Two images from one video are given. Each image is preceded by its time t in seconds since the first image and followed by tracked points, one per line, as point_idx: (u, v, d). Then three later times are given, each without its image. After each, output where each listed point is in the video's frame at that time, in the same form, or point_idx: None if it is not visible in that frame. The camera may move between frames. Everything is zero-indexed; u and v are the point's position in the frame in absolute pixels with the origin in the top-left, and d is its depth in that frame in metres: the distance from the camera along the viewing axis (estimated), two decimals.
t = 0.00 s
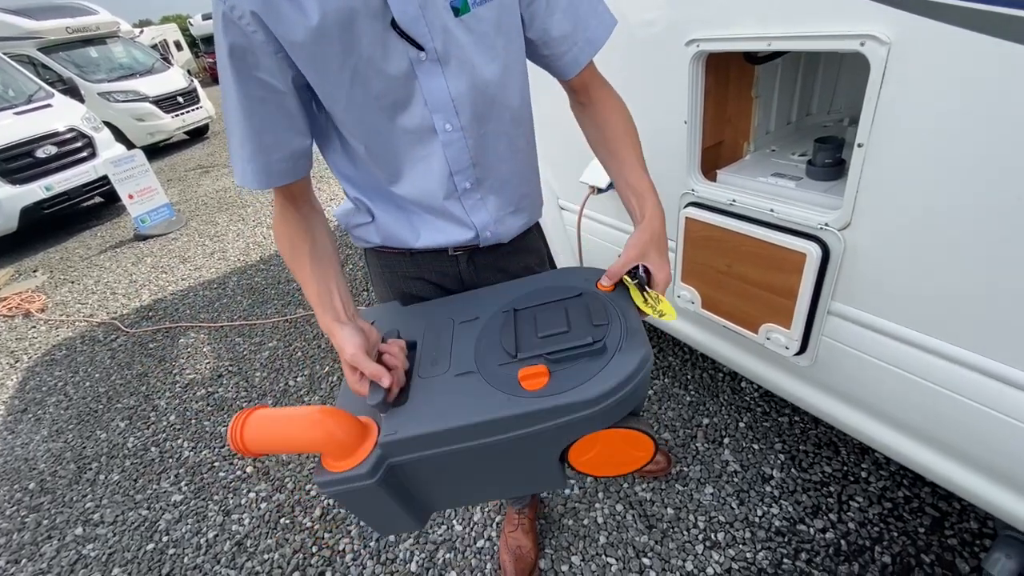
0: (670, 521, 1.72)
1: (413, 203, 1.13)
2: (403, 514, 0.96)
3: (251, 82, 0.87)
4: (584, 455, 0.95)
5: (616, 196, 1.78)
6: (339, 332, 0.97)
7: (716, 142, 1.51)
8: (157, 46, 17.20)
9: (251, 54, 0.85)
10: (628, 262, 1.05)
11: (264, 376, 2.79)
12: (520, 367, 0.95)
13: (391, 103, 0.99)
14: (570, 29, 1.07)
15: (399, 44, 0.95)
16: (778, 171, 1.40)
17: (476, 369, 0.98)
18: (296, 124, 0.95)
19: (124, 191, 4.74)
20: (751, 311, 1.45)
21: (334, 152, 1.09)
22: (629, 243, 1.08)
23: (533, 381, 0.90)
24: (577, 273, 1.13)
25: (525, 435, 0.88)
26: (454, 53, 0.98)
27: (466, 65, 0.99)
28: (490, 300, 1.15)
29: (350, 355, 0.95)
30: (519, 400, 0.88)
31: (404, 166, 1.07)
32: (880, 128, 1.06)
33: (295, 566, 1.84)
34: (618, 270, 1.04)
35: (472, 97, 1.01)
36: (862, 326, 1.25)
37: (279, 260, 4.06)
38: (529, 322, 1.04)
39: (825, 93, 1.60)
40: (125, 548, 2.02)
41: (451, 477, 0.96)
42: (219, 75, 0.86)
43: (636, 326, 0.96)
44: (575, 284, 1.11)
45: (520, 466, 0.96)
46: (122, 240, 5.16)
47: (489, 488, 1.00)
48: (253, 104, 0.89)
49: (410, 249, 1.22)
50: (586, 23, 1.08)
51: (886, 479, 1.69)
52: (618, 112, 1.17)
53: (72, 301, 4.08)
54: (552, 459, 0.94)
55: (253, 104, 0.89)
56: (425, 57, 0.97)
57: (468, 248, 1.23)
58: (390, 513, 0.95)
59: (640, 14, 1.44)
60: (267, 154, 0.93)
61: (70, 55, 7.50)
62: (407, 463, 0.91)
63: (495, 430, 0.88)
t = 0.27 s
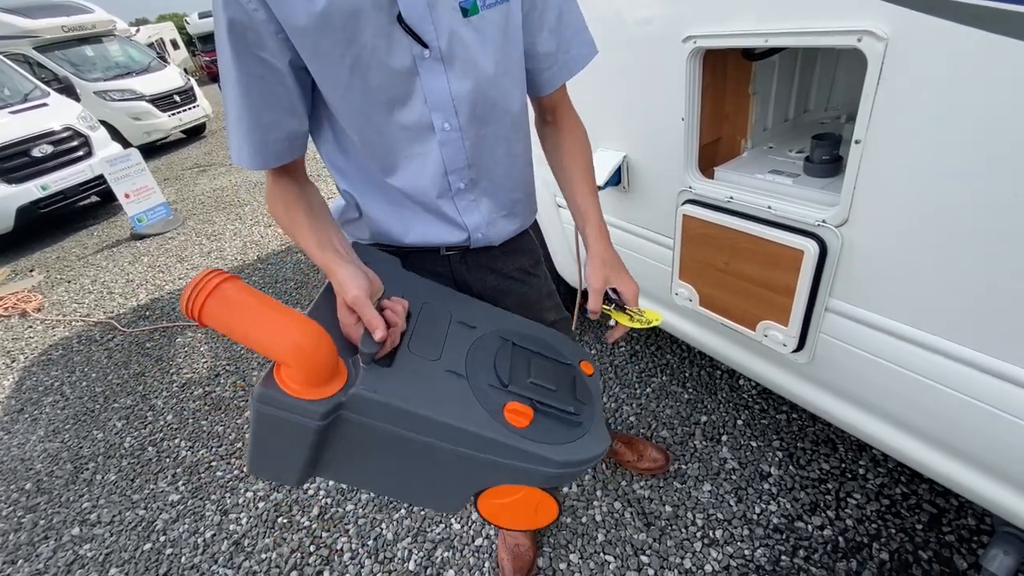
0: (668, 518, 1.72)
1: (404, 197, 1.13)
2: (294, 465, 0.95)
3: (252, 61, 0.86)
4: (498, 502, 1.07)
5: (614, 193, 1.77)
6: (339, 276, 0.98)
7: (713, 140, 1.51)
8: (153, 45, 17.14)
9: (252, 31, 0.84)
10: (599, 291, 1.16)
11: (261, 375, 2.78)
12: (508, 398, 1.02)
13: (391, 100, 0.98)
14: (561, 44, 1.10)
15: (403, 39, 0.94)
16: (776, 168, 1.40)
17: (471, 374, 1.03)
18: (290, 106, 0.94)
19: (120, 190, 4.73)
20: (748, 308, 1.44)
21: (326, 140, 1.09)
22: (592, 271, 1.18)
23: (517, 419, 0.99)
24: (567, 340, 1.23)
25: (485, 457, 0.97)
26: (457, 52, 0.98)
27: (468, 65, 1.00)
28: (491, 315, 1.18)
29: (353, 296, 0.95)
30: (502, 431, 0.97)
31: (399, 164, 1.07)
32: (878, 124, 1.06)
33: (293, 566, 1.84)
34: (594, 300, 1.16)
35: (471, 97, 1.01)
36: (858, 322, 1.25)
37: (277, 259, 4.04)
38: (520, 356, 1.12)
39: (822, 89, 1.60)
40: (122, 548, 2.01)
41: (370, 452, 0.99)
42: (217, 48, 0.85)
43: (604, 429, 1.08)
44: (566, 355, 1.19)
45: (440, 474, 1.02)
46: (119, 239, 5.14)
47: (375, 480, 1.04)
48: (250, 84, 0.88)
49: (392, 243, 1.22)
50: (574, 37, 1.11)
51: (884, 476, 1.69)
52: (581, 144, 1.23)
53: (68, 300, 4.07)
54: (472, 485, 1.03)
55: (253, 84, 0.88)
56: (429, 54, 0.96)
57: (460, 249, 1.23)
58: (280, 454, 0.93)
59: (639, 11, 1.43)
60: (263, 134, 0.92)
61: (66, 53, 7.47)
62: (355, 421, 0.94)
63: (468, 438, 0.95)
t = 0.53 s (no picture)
0: (666, 516, 1.72)
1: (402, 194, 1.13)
2: (220, 439, 0.91)
3: (254, 43, 0.89)
4: (406, 534, 1.03)
5: (611, 192, 1.77)
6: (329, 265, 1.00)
7: (711, 137, 1.51)
8: (149, 44, 17.09)
9: (254, 14, 0.87)
10: (472, 242, 1.08)
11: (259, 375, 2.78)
12: (449, 436, 1.09)
13: (390, 98, 0.98)
14: (559, 61, 1.13)
15: (407, 37, 0.94)
16: (773, 166, 1.40)
17: (427, 408, 1.09)
18: (288, 91, 0.96)
19: (117, 191, 4.71)
20: (746, 307, 1.44)
21: (322, 134, 1.10)
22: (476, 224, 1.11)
23: (451, 459, 1.05)
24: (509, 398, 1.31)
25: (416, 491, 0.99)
26: (460, 54, 0.98)
27: (472, 66, 1.00)
28: (450, 352, 1.25)
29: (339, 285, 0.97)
30: (440, 467, 1.02)
31: (396, 163, 1.06)
32: (874, 122, 1.06)
33: (291, 566, 1.84)
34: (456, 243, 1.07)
35: (473, 99, 1.01)
36: (856, 321, 1.25)
37: (274, 259, 4.03)
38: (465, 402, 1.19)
39: (819, 87, 1.60)
40: (120, 549, 2.01)
41: (298, 455, 0.97)
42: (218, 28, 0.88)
43: (517, 486, 1.18)
44: (502, 410, 1.28)
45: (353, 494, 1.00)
46: (115, 240, 5.12)
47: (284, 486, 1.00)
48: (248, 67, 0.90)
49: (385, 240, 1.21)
50: (565, 60, 1.14)
51: (881, 473, 1.69)
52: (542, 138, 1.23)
53: (65, 301, 4.06)
54: (380, 514, 1.02)
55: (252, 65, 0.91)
56: (433, 54, 0.96)
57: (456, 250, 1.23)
58: (201, 422, 0.89)
59: (636, 9, 1.43)
60: (259, 116, 0.95)
61: (62, 53, 7.44)
62: (305, 415, 0.93)
63: (412, 464, 0.98)
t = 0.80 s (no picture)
0: (665, 515, 1.72)
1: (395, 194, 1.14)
2: (233, 419, 0.92)
3: (252, 40, 0.90)
4: (410, 534, 1.04)
5: (609, 191, 1.77)
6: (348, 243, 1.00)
7: (707, 136, 1.50)
8: (146, 44, 17.05)
9: (252, 14, 0.88)
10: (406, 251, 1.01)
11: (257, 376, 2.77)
12: (456, 436, 1.09)
13: (381, 101, 0.98)
14: (553, 72, 1.11)
15: (401, 40, 0.94)
16: (770, 165, 1.40)
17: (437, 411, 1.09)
18: (285, 87, 0.98)
19: (113, 191, 4.70)
20: (743, 306, 1.44)
21: (320, 131, 1.11)
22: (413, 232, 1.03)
23: (456, 460, 1.05)
24: (517, 401, 1.33)
25: (422, 490, 0.99)
26: (453, 59, 0.97)
27: (465, 72, 0.99)
28: (462, 351, 1.25)
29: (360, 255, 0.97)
30: (445, 467, 1.02)
31: (389, 163, 1.07)
32: (870, 120, 1.06)
33: (290, 566, 1.83)
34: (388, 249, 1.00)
35: (463, 105, 1.00)
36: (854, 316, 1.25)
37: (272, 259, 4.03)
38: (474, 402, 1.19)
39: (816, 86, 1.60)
40: (118, 550, 2.01)
41: (306, 442, 0.98)
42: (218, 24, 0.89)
43: (519, 492, 1.20)
44: (510, 414, 1.29)
45: (356, 485, 1.01)
46: (112, 240, 5.11)
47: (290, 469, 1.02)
48: (246, 64, 0.92)
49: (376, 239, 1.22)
50: (556, 72, 1.11)
51: (879, 471, 1.70)
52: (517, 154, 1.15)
53: (62, 302, 4.05)
54: (382, 506, 1.03)
55: (250, 61, 0.92)
56: (425, 58, 0.95)
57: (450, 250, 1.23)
58: (214, 401, 0.90)
59: (634, 9, 1.43)
60: (255, 112, 0.97)
61: (58, 53, 7.42)
62: (316, 404, 0.93)
63: (418, 465, 0.99)
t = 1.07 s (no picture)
0: (663, 514, 1.72)
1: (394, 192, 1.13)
2: (272, 407, 1.00)
3: (248, 40, 0.91)
4: (439, 527, 1.12)
5: (606, 190, 1.77)
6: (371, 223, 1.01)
7: (704, 135, 1.51)
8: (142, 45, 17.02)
9: (248, 14, 0.89)
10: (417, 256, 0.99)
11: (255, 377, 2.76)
12: (484, 422, 1.15)
13: (378, 101, 0.98)
14: (553, 67, 1.10)
15: (396, 41, 0.94)
16: (767, 164, 1.40)
17: (463, 394, 1.15)
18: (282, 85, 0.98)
19: (110, 192, 4.69)
20: (741, 304, 1.44)
21: (318, 129, 1.11)
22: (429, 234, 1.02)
23: (484, 441, 1.11)
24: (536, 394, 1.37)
25: (453, 472, 1.06)
26: (449, 58, 0.97)
27: (461, 71, 0.98)
28: (483, 345, 1.29)
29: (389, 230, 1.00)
30: (475, 451, 1.09)
31: (387, 162, 1.06)
32: (866, 119, 1.06)
33: (288, 567, 1.83)
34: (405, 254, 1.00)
35: (461, 103, 1.00)
36: (846, 314, 1.26)
37: (269, 259, 4.03)
38: (498, 390, 1.24)
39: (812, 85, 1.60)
40: (115, 552, 2.00)
41: (339, 427, 1.05)
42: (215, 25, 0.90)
43: (544, 478, 1.26)
44: (530, 405, 1.32)
45: (387, 470, 1.08)
46: (109, 241, 5.10)
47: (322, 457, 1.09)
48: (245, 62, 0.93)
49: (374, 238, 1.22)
50: (556, 67, 1.11)
51: (877, 469, 1.70)
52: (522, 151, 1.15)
53: (58, 303, 4.03)
54: (411, 493, 1.10)
55: (248, 60, 0.93)
56: (421, 58, 0.95)
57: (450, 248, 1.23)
58: (255, 389, 0.98)
59: (631, 8, 1.43)
60: (254, 110, 0.98)
61: (54, 54, 7.40)
62: (348, 387, 1.01)
63: (446, 447, 1.06)
